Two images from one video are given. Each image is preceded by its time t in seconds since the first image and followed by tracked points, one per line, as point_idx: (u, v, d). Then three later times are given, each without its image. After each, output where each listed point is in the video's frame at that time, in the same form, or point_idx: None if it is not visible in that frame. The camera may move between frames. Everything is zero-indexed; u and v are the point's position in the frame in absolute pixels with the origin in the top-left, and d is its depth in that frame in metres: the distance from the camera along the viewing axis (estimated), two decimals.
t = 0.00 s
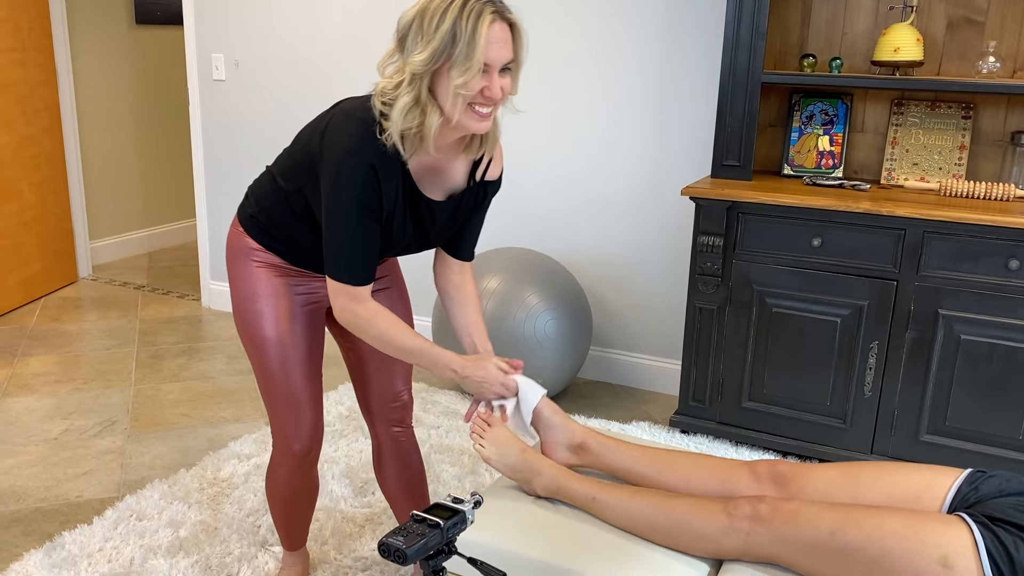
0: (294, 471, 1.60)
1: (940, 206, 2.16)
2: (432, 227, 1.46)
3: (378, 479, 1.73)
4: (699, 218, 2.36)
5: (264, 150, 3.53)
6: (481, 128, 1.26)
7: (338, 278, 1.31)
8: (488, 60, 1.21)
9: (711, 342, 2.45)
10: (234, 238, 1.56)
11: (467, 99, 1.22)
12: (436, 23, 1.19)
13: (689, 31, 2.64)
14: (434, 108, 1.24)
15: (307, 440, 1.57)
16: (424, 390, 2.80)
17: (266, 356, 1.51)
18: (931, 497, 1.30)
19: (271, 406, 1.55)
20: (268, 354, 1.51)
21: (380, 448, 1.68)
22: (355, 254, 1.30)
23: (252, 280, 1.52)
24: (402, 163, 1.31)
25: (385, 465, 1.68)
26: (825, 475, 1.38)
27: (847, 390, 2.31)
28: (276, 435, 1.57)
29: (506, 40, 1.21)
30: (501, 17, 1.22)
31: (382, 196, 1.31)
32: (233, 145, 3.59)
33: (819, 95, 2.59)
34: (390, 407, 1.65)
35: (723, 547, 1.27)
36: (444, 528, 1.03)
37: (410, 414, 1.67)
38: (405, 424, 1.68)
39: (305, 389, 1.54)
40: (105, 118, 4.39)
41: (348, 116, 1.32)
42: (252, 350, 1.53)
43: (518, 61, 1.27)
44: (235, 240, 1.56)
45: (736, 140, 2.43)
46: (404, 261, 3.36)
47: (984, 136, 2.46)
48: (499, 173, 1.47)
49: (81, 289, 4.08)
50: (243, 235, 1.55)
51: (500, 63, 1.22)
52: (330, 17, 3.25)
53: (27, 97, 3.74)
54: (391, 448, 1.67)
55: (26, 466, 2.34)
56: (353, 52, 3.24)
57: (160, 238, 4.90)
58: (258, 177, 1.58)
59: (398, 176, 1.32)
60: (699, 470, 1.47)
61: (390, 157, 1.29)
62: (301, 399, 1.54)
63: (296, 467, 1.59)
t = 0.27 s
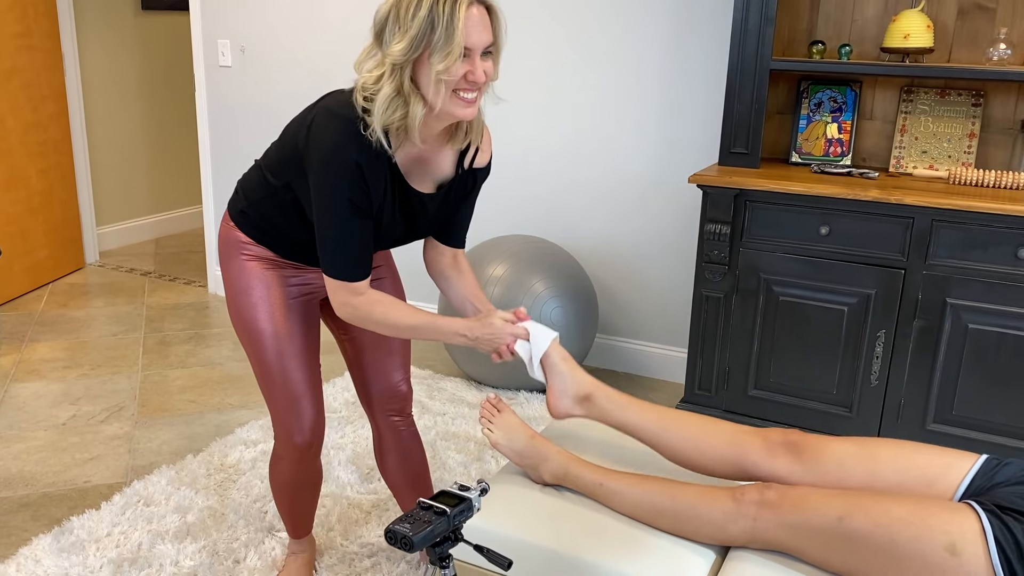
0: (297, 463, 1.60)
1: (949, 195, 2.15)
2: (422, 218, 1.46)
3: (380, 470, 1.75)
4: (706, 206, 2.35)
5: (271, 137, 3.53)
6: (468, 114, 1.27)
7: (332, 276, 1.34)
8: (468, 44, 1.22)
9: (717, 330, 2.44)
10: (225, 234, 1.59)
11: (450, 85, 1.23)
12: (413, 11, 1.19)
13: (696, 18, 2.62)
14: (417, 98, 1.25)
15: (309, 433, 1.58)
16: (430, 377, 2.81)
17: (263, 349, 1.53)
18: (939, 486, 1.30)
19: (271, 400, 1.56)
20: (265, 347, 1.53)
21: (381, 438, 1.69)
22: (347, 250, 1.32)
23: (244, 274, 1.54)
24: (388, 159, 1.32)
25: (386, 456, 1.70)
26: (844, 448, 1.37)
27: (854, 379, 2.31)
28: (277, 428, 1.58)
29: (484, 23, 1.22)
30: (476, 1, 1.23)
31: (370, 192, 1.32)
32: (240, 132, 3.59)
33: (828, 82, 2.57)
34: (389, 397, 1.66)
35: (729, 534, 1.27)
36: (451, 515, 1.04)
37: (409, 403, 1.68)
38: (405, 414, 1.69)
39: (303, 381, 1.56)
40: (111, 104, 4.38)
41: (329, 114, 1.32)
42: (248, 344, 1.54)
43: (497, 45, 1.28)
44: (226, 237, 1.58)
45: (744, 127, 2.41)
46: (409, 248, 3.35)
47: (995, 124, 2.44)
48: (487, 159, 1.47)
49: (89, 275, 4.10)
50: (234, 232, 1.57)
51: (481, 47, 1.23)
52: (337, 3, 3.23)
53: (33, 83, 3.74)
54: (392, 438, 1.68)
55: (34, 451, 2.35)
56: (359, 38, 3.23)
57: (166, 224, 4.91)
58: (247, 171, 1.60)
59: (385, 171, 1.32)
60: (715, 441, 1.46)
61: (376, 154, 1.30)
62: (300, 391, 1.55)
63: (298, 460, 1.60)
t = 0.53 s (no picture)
0: (300, 452, 1.59)
1: (964, 181, 2.12)
2: (423, 196, 1.44)
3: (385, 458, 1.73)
4: (716, 191, 2.32)
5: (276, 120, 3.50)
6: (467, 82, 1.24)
7: (332, 256, 1.32)
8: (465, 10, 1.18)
9: (726, 317, 2.42)
10: (225, 220, 1.56)
11: (447, 53, 1.20)
12: None
13: None
14: (411, 69, 1.22)
15: (312, 421, 1.56)
16: (435, 362, 2.79)
17: (265, 337, 1.51)
18: (954, 480, 1.28)
19: (273, 388, 1.54)
20: (267, 335, 1.51)
21: (386, 426, 1.68)
22: (346, 229, 1.30)
23: (245, 261, 1.51)
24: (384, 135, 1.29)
25: (391, 443, 1.68)
26: (860, 432, 1.34)
27: (864, 367, 2.29)
28: (280, 417, 1.56)
29: None
30: None
31: (366, 169, 1.29)
32: (245, 114, 3.56)
33: (841, 66, 2.53)
34: (394, 385, 1.64)
35: (740, 526, 1.25)
36: (458, 508, 1.02)
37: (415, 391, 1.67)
38: (411, 401, 1.68)
39: (306, 369, 1.54)
40: (115, 85, 4.35)
41: (323, 91, 1.30)
42: (250, 332, 1.52)
43: (495, 12, 1.25)
44: (226, 223, 1.56)
45: (756, 111, 2.37)
46: (415, 232, 3.32)
47: (1011, 109, 2.39)
48: (489, 132, 1.45)
49: (93, 257, 4.08)
50: (234, 218, 1.54)
51: (477, 13, 1.20)
52: None
53: (36, 63, 3.71)
54: (397, 425, 1.67)
55: (38, 435, 2.34)
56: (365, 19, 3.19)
57: (171, 206, 4.89)
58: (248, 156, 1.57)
59: (381, 147, 1.30)
60: (727, 428, 1.43)
61: (367, 129, 1.27)
62: (303, 380, 1.53)
63: (302, 449, 1.58)
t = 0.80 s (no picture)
0: (308, 429, 1.55)
1: (988, 154, 2.05)
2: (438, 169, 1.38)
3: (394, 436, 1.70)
4: (732, 162, 2.25)
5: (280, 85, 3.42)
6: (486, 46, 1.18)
7: (341, 228, 1.27)
8: None
9: (740, 292, 2.37)
10: (233, 190, 1.51)
11: (465, 14, 1.14)
12: None
13: None
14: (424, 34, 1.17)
15: (320, 398, 1.53)
16: (442, 335, 2.75)
17: (273, 311, 1.46)
18: (980, 469, 1.23)
19: (282, 364, 1.50)
20: (275, 310, 1.46)
21: (394, 402, 1.64)
22: (356, 202, 1.25)
23: (253, 233, 1.47)
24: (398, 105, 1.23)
25: (400, 420, 1.65)
26: (881, 422, 1.30)
27: (881, 344, 2.24)
28: (289, 393, 1.53)
29: None
30: None
31: (379, 140, 1.24)
32: (248, 80, 3.48)
33: (862, 33, 2.45)
34: (404, 361, 1.60)
35: (758, 514, 1.21)
36: (468, 497, 0.98)
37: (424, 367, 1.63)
38: (420, 378, 1.64)
39: (315, 344, 1.50)
40: (116, 48, 4.27)
41: (334, 55, 1.24)
42: (258, 306, 1.48)
43: None
44: (234, 193, 1.51)
45: (773, 81, 2.30)
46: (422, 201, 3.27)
47: None
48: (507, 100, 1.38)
49: (96, 224, 4.03)
50: (242, 188, 1.49)
51: None
52: None
53: (36, 26, 3.63)
54: (406, 402, 1.63)
55: (41, 406, 2.32)
56: None
57: (174, 173, 4.83)
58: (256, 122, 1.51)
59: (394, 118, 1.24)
60: (745, 412, 1.39)
61: (381, 98, 1.21)
62: (312, 355, 1.49)
63: (310, 425, 1.55)
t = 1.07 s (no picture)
0: (311, 404, 1.47)
1: None
2: (459, 119, 1.24)
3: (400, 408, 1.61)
4: (757, 110, 2.11)
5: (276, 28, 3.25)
6: None
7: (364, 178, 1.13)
8: None
9: (763, 247, 2.25)
10: (229, 146, 1.39)
11: None
12: None
13: None
14: None
15: (323, 372, 1.43)
16: (449, 291, 2.65)
17: (273, 279, 1.36)
18: None
19: (283, 335, 1.40)
20: (276, 277, 1.36)
21: (401, 374, 1.54)
22: (379, 148, 1.11)
23: (251, 194, 1.35)
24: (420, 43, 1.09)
25: (407, 393, 1.56)
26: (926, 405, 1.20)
27: (910, 302, 2.13)
28: (289, 366, 1.43)
29: None
30: None
31: (400, 79, 1.10)
32: (244, 22, 3.31)
33: None
34: (412, 331, 1.50)
35: (792, 506, 1.13)
36: (477, 501, 0.88)
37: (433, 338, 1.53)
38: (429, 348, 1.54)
39: (318, 315, 1.40)
40: None
41: None
42: (257, 273, 1.37)
43: None
44: (229, 149, 1.39)
45: (801, 22, 2.14)
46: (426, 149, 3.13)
47: None
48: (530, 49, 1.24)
49: (92, 174, 3.91)
50: (239, 144, 1.37)
51: None
52: None
53: None
54: (413, 374, 1.53)
55: (35, 370, 2.24)
56: None
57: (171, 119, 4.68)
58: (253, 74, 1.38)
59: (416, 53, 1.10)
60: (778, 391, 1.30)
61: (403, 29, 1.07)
62: (314, 327, 1.40)
63: (312, 400, 1.46)
